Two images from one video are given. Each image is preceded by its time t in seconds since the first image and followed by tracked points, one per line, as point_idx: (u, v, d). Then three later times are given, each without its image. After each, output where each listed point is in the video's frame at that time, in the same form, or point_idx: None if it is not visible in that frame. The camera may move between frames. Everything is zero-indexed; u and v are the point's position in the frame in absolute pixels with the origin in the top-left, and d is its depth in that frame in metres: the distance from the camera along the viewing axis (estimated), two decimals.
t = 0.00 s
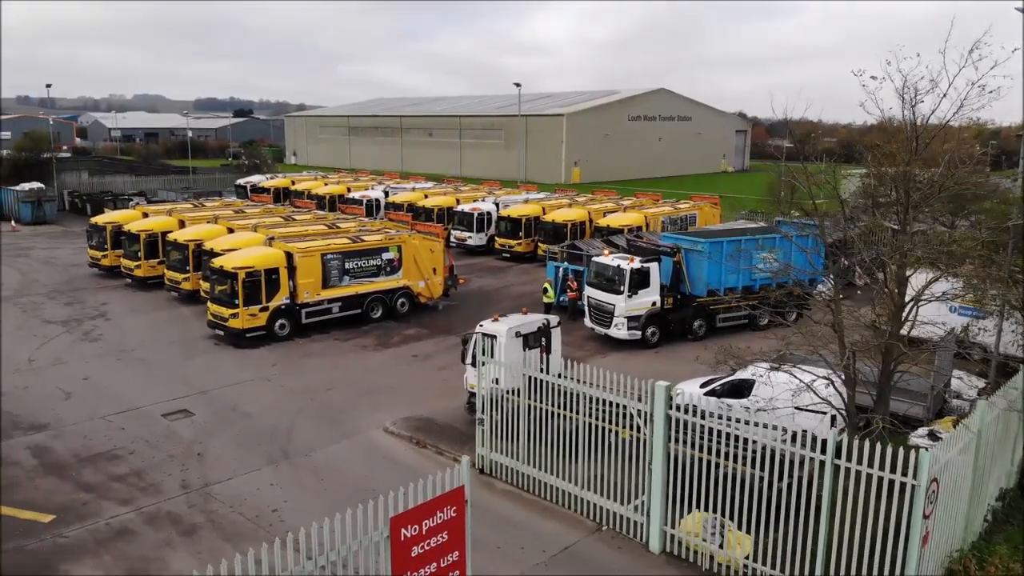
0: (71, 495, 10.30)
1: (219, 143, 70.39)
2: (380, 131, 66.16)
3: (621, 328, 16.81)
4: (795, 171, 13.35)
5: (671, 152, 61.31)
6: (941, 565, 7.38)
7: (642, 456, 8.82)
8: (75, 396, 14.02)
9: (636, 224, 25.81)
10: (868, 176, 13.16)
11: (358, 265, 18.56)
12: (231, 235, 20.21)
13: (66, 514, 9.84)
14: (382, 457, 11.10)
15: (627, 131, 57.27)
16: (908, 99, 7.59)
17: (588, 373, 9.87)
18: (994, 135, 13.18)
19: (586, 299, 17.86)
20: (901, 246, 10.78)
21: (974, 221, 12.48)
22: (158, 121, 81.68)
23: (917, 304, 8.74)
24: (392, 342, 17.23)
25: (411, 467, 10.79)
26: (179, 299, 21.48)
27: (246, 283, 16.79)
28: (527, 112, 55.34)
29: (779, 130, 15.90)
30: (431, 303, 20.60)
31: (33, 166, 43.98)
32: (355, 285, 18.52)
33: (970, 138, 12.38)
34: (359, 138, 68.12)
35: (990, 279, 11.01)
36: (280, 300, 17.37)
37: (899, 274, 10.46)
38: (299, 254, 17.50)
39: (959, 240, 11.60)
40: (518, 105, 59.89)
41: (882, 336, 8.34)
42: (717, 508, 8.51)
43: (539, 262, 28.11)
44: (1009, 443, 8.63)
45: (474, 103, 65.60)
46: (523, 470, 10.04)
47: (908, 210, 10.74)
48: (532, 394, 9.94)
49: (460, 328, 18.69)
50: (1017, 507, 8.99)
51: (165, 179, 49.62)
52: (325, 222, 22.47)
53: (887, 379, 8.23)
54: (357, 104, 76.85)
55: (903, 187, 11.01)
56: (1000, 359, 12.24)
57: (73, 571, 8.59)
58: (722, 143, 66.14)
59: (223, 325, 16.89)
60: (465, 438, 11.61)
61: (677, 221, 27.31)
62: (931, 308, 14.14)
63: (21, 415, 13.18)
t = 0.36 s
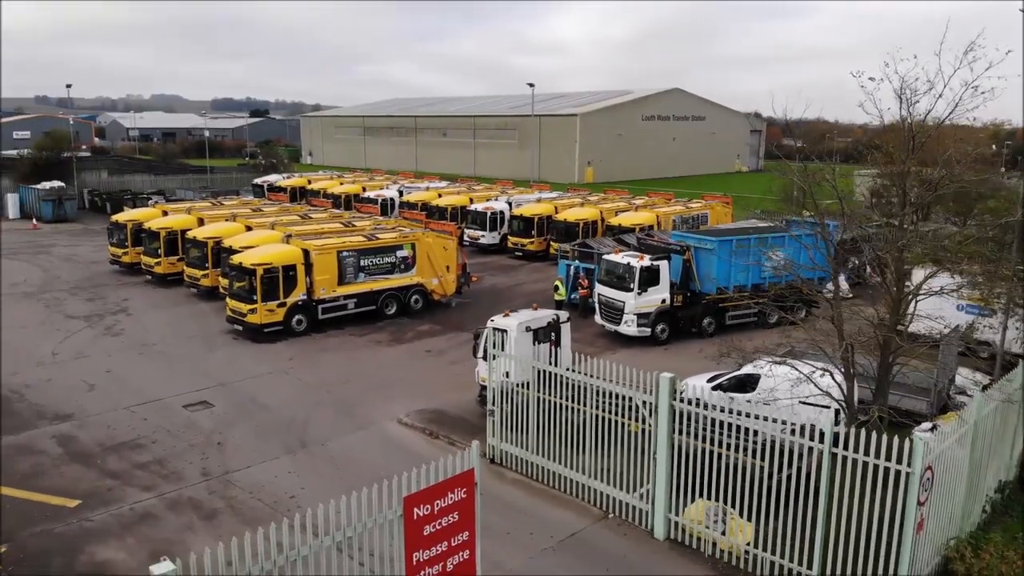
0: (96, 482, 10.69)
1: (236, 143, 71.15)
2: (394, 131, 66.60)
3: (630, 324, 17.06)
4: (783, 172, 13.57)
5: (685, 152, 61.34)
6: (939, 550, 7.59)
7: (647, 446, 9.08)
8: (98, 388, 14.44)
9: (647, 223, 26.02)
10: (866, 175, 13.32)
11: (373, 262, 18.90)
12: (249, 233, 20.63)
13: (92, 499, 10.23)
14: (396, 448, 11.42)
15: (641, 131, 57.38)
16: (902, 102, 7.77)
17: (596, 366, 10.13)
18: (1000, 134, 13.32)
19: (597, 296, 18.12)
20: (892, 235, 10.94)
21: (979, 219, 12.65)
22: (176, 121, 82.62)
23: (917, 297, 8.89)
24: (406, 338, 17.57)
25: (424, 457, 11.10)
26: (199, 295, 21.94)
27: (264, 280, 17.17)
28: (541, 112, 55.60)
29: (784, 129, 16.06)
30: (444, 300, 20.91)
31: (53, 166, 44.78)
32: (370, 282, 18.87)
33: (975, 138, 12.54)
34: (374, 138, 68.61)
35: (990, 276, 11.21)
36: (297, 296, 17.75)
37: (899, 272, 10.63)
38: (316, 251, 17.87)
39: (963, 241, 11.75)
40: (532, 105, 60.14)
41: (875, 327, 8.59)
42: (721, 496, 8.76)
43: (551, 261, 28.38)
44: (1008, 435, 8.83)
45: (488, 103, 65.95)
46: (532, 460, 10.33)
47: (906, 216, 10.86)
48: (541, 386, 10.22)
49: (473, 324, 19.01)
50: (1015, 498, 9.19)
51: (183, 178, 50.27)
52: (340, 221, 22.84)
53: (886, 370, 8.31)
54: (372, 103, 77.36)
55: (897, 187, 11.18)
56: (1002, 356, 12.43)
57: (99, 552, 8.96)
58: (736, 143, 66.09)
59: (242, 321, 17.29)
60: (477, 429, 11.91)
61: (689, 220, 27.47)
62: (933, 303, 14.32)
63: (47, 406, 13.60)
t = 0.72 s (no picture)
0: (120, 468, 11.08)
1: (253, 143, 71.90)
2: (409, 130, 67.04)
3: (640, 322, 17.30)
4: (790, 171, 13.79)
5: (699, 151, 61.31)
6: (935, 538, 7.82)
7: (653, 436, 9.36)
8: (121, 380, 14.87)
9: (659, 222, 26.22)
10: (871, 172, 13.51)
11: (388, 260, 19.24)
12: (268, 231, 21.06)
13: (116, 485, 10.61)
14: (410, 438, 11.73)
15: (655, 131, 57.47)
16: (903, 103, 7.95)
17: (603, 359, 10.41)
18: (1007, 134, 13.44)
19: (608, 293, 18.37)
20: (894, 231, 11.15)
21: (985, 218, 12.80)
22: (194, 120, 83.54)
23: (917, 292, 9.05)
24: (420, 333, 17.90)
25: (436, 447, 11.42)
26: (217, 291, 22.39)
27: (282, 276, 17.57)
28: (554, 112, 55.85)
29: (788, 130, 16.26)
30: (458, 297, 21.22)
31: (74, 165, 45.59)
32: (385, 279, 19.21)
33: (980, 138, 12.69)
34: (389, 138, 69.10)
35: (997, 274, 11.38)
36: (314, 292, 18.13)
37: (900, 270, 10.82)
38: (332, 248, 18.24)
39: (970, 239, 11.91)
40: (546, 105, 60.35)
41: (875, 321, 8.78)
42: (724, 486, 9.02)
43: (564, 259, 28.63)
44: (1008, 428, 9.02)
45: (502, 104, 66.26)
46: (541, 450, 10.63)
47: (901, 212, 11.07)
48: (550, 379, 10.51)
49: (485, 320, 19.31)
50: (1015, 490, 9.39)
51: (201, 178, 50.95)
52: (356, 219, 23.22)
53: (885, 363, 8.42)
54: (387, 103, 77.87)
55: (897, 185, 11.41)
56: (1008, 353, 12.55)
57: (124, 535, 9.32)
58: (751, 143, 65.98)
59: (260, 316, 17.69)
60: (488, 421, 12.21)
61: (702, 219, 27.62)
62: (934, 298, 14.43)
63: (72, 397, 14.03)
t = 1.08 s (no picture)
0: (143, 458, 11.42)
1: (269, 143, 72.57)
2: (424, 131, 67.43)
3: (651, 319, 17.51)
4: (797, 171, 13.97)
5: (713, 151, 61.27)
6: (935, 529, 7.99)
7: (660, 428, 9.58)
8: (142, 374, 15.25)
9: (672, 222, 26.39)
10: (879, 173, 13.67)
11: (402, 257, 19.55)
12: (285, 229, 21.42)
13: (139, 473, 10.95)
14: (423, 431, 12.02)
15: (669, 131, 57.53)
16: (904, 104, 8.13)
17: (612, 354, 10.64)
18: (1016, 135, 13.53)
19: (619, 291, 18.59)
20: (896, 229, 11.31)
21: (993, 218, 12.91)
22: (211, 120, 84.42)
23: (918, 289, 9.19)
24: (433, 330, 18.18)
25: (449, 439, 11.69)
26: (235, 288, 22.78)
27: (299, 273, 17.92)
28: (568, 112, 56.05)
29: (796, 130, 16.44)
30: (471, 295, 21.48)
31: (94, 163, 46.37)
32: (399, 277, 19.52)
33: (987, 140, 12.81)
34: (404, 138, 69.54)
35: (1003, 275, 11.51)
36: (330, 289, 18.46)
37: (903, 267, 11.00)
38: (348, 246, 18.57)
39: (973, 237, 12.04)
40: (560, 105, 60.57)
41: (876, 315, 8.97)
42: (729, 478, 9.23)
43: (576, 258, 28.84)
44: (1008, 423, 9.20)
45: (517, 104, 66.51)
46: (550, 443, 10.90)
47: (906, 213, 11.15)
48: (560, 373, 10.76)
49: (498, 318, 19.57)
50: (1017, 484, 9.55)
51: (218, 177, 51.55)
52: (371, 218, 23.55)
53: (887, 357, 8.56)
54: (402, 103, 78.34)
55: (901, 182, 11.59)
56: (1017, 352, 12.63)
57: (146, 520, 9.66)
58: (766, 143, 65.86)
59: (278, 312, 18.04)
60: (500, 415, 12.47)
61: (714, 219, 27.75)
62: (937, 292, 14.30)
63: (95, 390, 14.42)
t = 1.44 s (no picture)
0: (168, 445, 11.83)
1: (289, 143, 73.36)
2: (442, 131, 67.89)
3: (664, 316, 17.77)
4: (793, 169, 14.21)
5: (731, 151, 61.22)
6: (935, 519, 8.20)
7: (667, 420, 9.86)
8: (167, 366, 15.70)
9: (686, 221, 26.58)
10: (876, 171, 13.80)
11: (419, 255, 19.91)
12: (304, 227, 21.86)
13: (165, 460, 11.36)
14: (438, 422, 12.35)
15: (686, 131, 57.57)
16: (904, 103, 8.34)
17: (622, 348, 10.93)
18: None
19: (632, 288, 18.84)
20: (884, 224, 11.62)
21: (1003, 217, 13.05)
22: (232, 120, 85.44)
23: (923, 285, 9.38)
24: (449, 326, 18.52)
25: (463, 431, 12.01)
26: (256, 284, 23.25)
27: (319, 270, 18.32)
28: (585, 112, 56.26)
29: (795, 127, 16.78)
30: (486, 292, 21.79)
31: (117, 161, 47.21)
32: (416, 274, 19.89)
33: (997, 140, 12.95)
34: (422, 138, 70.06)
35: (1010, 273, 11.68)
36: (349, 285, 18.85)
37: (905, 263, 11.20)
38: (366, 244, 18.97)
39: (981, 236, 12.21)
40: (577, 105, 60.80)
41: (878, 308, 9.20)
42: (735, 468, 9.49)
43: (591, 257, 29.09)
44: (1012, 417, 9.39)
45: (534, 104, 66.79)
46: (562, 434, 11.22)
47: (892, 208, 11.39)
48: (571, 366, 11.06)
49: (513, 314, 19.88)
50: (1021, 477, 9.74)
51: (239, 176, 52.26)
52: (389, 216, 23.93)
53: (890, 351, 8.77)
54: (420, 103, 78.92)
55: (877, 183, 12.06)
56: None
57: (173, 504, 10.05)
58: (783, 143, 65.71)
59: (298, 307, 18.46)
60: (514, 407, 12.77)
61: (729, 218, 27.90)
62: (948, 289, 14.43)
63: (122, 381, 14.88)
